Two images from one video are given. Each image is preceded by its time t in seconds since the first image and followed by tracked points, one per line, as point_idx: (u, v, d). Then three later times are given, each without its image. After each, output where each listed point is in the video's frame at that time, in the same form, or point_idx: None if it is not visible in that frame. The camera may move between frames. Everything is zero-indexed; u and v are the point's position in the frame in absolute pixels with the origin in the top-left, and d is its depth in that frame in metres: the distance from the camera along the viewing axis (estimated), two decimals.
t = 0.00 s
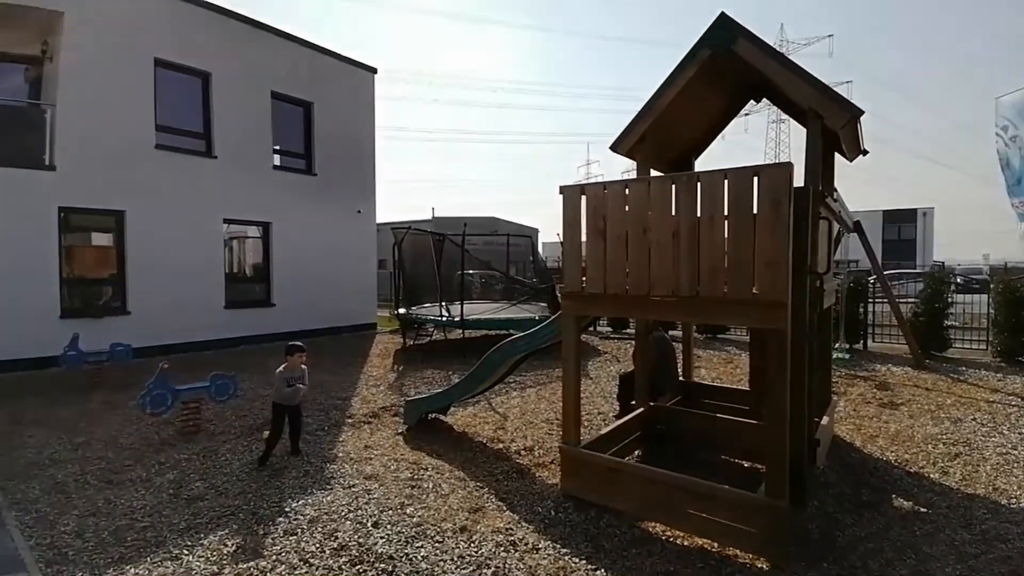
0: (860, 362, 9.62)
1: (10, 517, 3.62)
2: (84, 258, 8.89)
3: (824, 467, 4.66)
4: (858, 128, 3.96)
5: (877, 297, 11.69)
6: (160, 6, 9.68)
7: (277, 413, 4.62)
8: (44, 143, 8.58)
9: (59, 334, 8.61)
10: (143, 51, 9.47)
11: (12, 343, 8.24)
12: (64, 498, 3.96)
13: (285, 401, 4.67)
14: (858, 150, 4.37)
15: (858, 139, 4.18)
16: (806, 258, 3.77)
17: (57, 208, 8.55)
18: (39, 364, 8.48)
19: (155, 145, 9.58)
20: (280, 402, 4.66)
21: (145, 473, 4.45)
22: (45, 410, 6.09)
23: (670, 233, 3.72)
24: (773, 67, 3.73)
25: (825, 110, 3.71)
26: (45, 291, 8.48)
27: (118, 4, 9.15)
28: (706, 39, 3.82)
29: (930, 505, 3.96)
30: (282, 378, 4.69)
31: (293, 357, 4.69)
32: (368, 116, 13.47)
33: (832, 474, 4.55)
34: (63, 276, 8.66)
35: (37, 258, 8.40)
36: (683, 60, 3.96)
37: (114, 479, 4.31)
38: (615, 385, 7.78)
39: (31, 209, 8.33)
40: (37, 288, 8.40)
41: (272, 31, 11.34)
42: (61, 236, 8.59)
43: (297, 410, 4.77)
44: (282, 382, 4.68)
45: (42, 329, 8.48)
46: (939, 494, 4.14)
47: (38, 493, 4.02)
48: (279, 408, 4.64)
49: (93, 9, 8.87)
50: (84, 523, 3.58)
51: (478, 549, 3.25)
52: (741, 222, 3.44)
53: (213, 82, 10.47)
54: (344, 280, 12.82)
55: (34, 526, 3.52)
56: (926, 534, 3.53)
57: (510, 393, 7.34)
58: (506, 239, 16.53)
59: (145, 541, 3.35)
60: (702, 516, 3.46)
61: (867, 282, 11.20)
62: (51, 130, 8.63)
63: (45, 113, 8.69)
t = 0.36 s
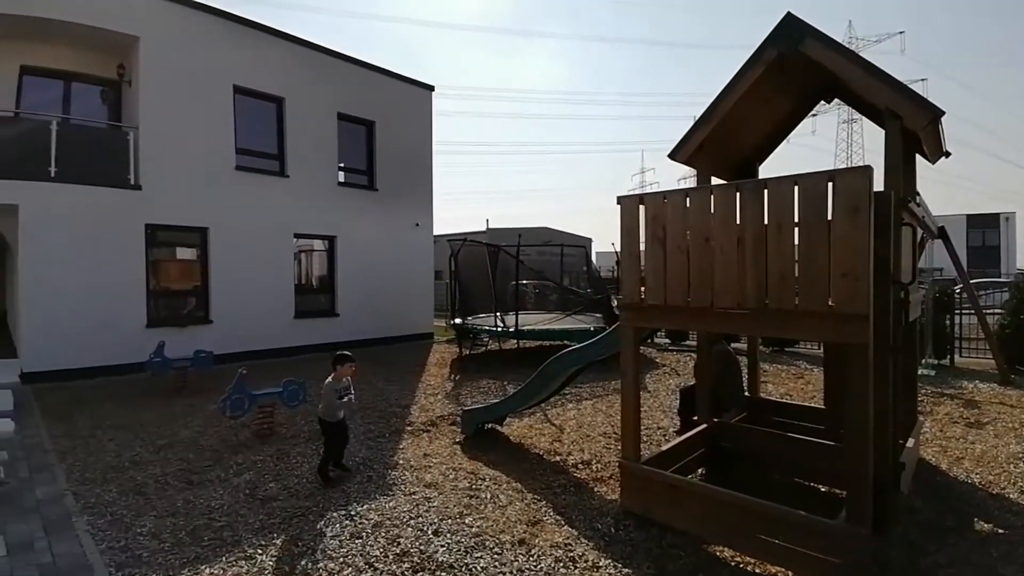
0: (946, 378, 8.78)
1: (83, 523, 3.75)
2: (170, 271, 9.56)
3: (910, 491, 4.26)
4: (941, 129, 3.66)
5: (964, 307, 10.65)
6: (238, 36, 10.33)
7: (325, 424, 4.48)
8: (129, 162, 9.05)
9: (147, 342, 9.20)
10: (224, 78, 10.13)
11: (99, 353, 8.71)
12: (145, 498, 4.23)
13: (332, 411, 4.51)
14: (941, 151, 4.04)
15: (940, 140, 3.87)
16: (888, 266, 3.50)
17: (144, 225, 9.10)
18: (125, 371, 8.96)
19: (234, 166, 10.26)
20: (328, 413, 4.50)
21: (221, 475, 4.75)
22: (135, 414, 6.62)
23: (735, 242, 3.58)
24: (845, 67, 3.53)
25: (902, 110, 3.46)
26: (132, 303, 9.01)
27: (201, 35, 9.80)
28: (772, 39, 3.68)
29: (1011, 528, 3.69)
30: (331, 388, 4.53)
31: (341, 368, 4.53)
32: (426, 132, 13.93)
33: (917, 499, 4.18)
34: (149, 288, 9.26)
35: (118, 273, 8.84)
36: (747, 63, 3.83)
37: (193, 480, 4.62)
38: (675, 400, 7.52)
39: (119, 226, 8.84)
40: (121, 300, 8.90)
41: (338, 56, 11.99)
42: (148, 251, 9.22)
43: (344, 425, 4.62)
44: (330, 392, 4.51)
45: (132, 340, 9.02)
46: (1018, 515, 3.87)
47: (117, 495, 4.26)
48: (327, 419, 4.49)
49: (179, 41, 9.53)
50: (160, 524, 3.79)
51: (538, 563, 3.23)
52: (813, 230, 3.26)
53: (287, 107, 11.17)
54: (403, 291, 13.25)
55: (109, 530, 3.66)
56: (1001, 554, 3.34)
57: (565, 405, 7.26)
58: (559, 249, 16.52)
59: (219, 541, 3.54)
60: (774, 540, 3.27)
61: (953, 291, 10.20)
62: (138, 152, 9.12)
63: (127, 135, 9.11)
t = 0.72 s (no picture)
0: None
1: (168, 523, 4.06)
2: (256, 285, 10.37)
3: (997, 512, 3.83)
4: None
5: None
6: (312, 65, 11.09)
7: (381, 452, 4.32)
8: (220, 188, 9.90)
9: (236, 351, 10.00)
10: (301, 105, 10.90)
11: (192, 361, 9.51)
12: (231, 498, 4.57)
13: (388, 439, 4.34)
14: None
15: None
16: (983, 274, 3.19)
17: (233, 242, 9.95)
18: (217, 377, 9.79)
19: (312, 187, 11.02)
20: (385, 440, 4.35)
21: (300, 477, 5.06)
22: (225, 417, 7.20)
23: (815, 249, 3.36)
24: (932, 62, 3.25)
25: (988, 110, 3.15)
26: (224, 314, 9.84)
27: (280, 68, 10.65)
28: (851, 34, 3.44)
29: None
30: (388, 414, 4.36)
31: (400, 394, 4.36)
32: (486, 146, 14.24)
33: None
34: (239, 300, 10.10)
35: (210, 289, 9.67)
36: (821, 61, 3.62)
37: (275, 481, 4.95)
38: (749, 415, 7.11)
39: (212, 245, 9.68)
40: (214, 312, 9.73)
41: (404, 78, 12.55)
42: (238, 266, 10.06)
43: (401, 451, 4.46)
44: (388, 418, 4.35)
45: (223, 348, 9.85)
46: None
47: (204, 495, 4.62)
48: (383, 445, 4.33)
49: (262, 75, 10.41)
50: (244, 524, 4.06)
51: None
52: (903, 235, 3.01)
53: (358, 129, 11.83)
54: (465, 302, 13.55)
55: (193, 530, 3.96)
56: None
57: (630, 418, 7.09)
58: (621, 258, 16.24)
59: (299, 542, 3.76)
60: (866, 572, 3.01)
61: None
62: (227, 177, 9.96)
63: (218, 162, 9.94)
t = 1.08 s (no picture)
0: None
1: (251, 522, 4.34)
2: (328, 296, 10.97)
3: None
4: None
5: None
6: (380, 88, 11.69)
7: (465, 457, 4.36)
8: (298, 207, 10.63)
9: (311, 359, 10.61)
10: (370, 126, 11.49)
11: (272, 369, 10.19)
12: (308, 500, 4.83)
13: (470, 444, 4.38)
14: None
15: None
16: None
17: (309, 257, 10.61)
18: (293, 384, 10.41)
19: (379, 204, 11.57)
20: (468, 446, 4.39)
21: (371, 482, 5.27)
22: (301, 422, 7.65)
23: (904, 258, 3.11)
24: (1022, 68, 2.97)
25: None
26: (301, 325, 10.48)
27: (352, 92, 11.28)
28: (931, 32, 3.19)
29: None
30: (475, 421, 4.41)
31: (485, 400, 4.38)
32: (545, 159, 14.35)
33: None
34: (313, 312, 10.74)
35: (288, 301, 10.35)
36: (902, 63, 3.39)
37: (348, 485, 5.19)
38: (833, 437, 6.60)
39: (290, 260, 10.38)
40: (291, 323, 10.39)
41: (465, 95, 12.93)
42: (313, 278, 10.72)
43: (479, 460, 4.51)
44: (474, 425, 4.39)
45: (300, 356, 10.48)
46: None
47: (283, 496, 4.90)
48: (467, 451, 4.37)
49: (336, 99, 11.07)
50: (320, 525, 4.27)
51: None
52: (1008, 243, 2.73)
53: (422, 146, 12.29)
54: (525, 313, 13.64)
55: (274, 530, 4.20)
56: None
57: (698, 435, 6.80)
58: (686, 268, 15.72)
59: (370, 545, 3.91)
60: None
61: None
62: (304, 197, 10.67)
63: (297, 182, 10.64)
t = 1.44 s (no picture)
0: None
1: (325, 523, 4.57)
2: (390, 307, 11.40)
3: None
4: None
5: None
6: (440, 105, 12.10)
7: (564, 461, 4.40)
8: (363, 222, 11.16)
9: (376, 368, 11.03)
10: (431, 142, 11.91)
11: (340, 376, 10.70)
12: (376, 504, 5.01)
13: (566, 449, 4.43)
14: None
15: None
16: None
17: (373, 270, 11.08)
18: (360, 392, 10.86)
19: (439, 217, 11.91)
20: (564, 450, 4.43)
21: (434, 488, 5.40)
22: (368, 428, 7.98)
23: (1005, 263, 2.83)
24: None
25: None
26: (366, 334, 10.95)
27: (414, 110, 11.76)
28: (1005, 28, 2.91)
29: None
30: (570, 424, 4.48)
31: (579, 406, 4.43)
32: (602, 167, 14.24)
33: None
34: (378, 322, 11.19)
35: (355, 312, 10.86)
36: (979, 58, 3.10)
37: (413, 491, 5.35)
38: (925, 458, 6.03)
39: (356, 272, 10.88)
40: (358, 333, 10.87)
41: (521, 108, 13.12)
42: (377, 289, 11.17)
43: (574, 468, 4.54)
44: (569, 429, 4.45)
45: (366, 365, 10.93)
46: None
47: (353, 499, 5.12)
48: (565, 455, 4.42)
49: (399, 118, 11.58)
50: (388, 529, 4.42)
51: None
52: None
53: (479, 159, 12.55)
54: (583, 322, 13.53)
55: (344, 532, 4.39)
56: None
57: (770, 452, 6.42)
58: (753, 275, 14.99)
59: (434, 552, 3.99)
60: None
61: None
62: (370, 212, 11.20)
63: (363, 199, 11.20)
